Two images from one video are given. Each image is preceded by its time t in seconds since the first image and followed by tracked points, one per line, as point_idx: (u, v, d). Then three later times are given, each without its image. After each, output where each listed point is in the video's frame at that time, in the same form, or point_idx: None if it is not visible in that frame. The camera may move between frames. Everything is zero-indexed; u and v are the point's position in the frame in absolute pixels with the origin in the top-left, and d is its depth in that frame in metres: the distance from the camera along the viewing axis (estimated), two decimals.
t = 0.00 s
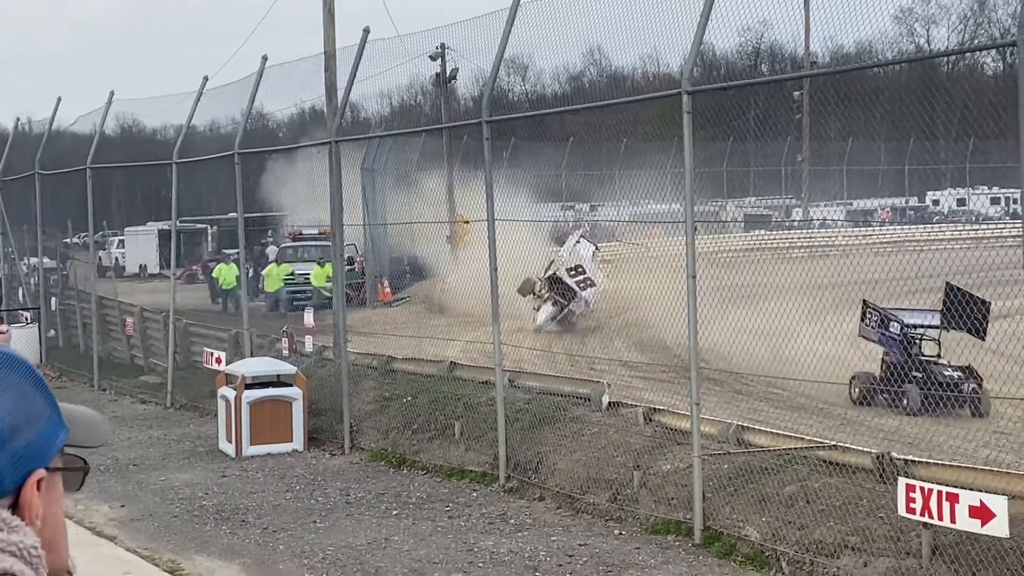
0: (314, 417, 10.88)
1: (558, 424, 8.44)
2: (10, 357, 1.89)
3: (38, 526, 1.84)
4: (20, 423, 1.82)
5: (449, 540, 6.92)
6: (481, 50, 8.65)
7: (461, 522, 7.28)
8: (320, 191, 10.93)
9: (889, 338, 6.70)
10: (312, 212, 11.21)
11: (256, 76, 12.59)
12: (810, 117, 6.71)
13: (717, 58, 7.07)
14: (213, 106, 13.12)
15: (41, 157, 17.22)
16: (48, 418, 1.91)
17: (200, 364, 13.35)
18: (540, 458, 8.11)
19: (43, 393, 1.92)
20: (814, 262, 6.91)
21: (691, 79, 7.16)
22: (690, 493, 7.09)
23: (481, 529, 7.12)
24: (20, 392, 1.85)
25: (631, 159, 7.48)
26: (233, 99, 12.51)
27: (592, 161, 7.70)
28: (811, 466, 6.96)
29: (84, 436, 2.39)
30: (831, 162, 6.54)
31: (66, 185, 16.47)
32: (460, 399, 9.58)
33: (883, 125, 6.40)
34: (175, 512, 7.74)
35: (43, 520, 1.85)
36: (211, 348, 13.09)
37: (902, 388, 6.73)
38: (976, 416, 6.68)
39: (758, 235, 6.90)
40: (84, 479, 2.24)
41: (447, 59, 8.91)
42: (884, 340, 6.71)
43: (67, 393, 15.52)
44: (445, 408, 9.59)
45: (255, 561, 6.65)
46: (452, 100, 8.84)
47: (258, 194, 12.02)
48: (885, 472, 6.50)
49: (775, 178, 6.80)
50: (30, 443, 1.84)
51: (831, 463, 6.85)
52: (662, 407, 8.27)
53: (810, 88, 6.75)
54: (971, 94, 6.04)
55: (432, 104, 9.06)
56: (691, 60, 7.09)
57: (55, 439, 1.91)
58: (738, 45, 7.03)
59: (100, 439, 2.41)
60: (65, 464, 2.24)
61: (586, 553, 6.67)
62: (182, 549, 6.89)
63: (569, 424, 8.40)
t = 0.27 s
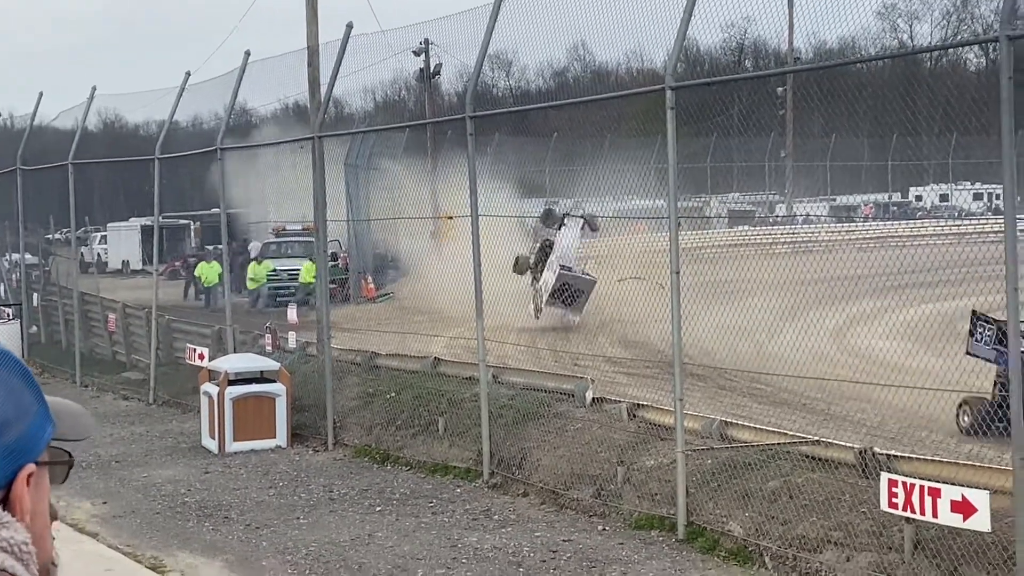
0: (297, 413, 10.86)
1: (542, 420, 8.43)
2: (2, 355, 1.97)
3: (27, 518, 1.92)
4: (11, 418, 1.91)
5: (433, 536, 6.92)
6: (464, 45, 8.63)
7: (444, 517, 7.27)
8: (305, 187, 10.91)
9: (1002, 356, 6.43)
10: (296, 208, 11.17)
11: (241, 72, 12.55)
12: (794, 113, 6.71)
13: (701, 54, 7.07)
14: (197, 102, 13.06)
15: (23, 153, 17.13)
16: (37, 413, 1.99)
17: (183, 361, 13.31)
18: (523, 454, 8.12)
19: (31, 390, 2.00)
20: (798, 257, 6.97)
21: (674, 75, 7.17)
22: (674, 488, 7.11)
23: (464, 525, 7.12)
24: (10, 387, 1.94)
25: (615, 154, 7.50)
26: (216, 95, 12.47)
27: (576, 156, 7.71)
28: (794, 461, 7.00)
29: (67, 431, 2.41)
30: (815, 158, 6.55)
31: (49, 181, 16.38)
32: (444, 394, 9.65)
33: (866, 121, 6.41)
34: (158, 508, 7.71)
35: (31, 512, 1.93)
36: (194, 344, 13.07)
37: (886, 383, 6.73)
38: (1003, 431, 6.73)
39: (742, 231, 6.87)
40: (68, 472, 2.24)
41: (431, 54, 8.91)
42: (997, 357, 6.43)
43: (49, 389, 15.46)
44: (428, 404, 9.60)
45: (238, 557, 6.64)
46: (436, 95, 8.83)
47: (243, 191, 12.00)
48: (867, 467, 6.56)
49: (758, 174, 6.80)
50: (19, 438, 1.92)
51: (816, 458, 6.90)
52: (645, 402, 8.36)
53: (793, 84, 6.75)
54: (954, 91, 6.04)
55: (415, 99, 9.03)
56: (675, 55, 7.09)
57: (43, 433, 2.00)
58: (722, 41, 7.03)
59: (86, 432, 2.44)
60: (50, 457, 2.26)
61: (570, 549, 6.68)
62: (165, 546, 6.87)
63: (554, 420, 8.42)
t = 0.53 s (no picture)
0: (282, 410, 10.85)
1: (525, 416, 8.53)
2: None
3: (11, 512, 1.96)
4: None
5: (417, 533, 6.92)
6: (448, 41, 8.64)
7: (428, 514, 7.28)
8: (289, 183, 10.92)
9: None
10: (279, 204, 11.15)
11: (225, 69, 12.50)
12: (778, 110, 6.72)
13: (685, 51, 7.09)
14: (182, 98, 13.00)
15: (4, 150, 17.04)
16: (20, 408, 2.00)
17: (166, 358, 13.28)
18: (507, 451, 8.17)
19: (12, 382, 2.00)
20: (780, 255, 6.92)
21: (658, 71, 7.19)
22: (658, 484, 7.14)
23: (448, 521, 7.13)
24: None
25: (599, 150, 7.51)
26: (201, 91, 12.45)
27: (561, 152, 7.73)
28: (777, 456, 7.05)
29: (52, 425, 2.41)
30: (798, 155, 6.56)
31: (32, 178, 16.28)
32: (429, 391, 9.63)
33: (850, 118, 6.42)
34: (141, 506, 7.69)
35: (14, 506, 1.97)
36: (177, 342, 13.04)
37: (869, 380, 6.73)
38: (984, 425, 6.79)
39: (726, 228, 6.84)
40: (53, 468, 2.31)
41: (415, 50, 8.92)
42: None
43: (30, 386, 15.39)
44: (413, 401, 9.61)
45: (221, 554, 6.64)
46: (421, 91, 8.84)
47: (226, 187, 11.98)
48: (850, 463, 6.57)
49: (742, 170, 6.79)
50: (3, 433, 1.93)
51: (800, 454, 6.91)
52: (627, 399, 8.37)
53: (777, 81, 6.77)
54: (937, 88, 6.05)
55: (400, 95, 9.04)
56: (659, 52, 7.10)
57: (26, 427, 2.00)
58: (707, 37, 7.04)
59: (69, 426, 2.45)
60: (33, 452, 2.29)
61: (554, 545, 6.69)
62: (148, 543, 6.86)
63: (537, 417, 8.49)
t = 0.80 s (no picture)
0: (265, 407, 10.84)
1: (509, 413, 8.56)
2: None
3: None
4: None
5: (400, 530, 6.91)
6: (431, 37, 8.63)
7: (411, 511, 7.27)
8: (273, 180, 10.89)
9: None
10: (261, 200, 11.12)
11: (207, 64, 12.44)
12: (762, 106, 6.71)
13: (669, 47, 7.06)
14: (164, 93, 12.94)
15: None
16: None
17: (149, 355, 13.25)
18: (491, 447, 8.15)
19: None
20: (764, 250, 6.94)
21: (641, 68, 7.19)
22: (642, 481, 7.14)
23: (432, 518, 7.13)
24: None
25: (582, 146, 7.51)
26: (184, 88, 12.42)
27: (545, 148, 7.73)
28: (760, 452, 7.06)
29: (31, 419, 3.35)
30: (782, 151, 6.56)
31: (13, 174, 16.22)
32: (412, 387, 9.64)
33: (834, 113, 6.42)
34: (123, 503, 7.67)
35: None
36: (160, 338, 13.01)
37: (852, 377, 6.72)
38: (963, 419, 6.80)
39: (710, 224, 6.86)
40: None
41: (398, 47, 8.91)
42: None
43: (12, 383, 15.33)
44: (395, 397, 9.60)
45: (204, 552, 6.62)
46: (403, 88, 8.82)
47: (210, 183, 11.96)
48: (832, 458, 6.62)
49: (726, 167, 6.79)
50: None
51: (781, 449, 6.95)
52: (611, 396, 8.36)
53: (761, 77, 6.76)
54: (921, 84, 6.03)
55: (383, 92, 9.03)
56: (643, 49, 7.10)
57: None
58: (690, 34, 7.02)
59: None
60: None
61: (537, 542, 6.69)
62: (130, 540, 6.84)
63: (521, 414, 8.49)
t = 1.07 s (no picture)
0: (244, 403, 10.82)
1: (489, 409, 8.50)
2: None
3: None
4: None
5: (379, 526, 6.92)
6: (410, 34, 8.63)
7: (390, 507, 7.28)
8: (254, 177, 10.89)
9: None
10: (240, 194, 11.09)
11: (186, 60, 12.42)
12: (742, 102, 6.72)
13: (648, 43, 7.09)
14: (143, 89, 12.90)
15: None
16: None
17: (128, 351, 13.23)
18: (470, 443, 8.16)
19: None
20: (742, 246, 6.94)
21: (620, 65, 7.20)
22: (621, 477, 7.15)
23: (411, 515, 7.14)
24: None
25: (560, 142, 7.52)
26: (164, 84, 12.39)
27: (524, 145, 7.75)
28: (740, 448, 7.06)
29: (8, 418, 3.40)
30: (761, 148, 6.57)
31: None
32: (391, 384, 9.61)
33: (813, 109, 6.43)
34: (101, 500, 7.65)
35: None
36: (140, 335, 12.99)
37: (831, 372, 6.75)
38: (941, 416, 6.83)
39: (688, 220, 6.85)
40: None
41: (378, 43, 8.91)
42: None
43: None
44: (374, 393, 9.61)
45: (182, 548, 6.62)
46: (383, 84, 8.82)
47: (190, 180, 11.94)
48: (811, 454, 6.61)
49: (705, 163, 6.79)
50: None
51: (760, 445, 6.97)
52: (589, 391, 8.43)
53: (740, 73, 6.77)
54: (899, 80, 6.02)
55: (362, 87, 9.03)
56: (622, 44, 7.11)
57: None
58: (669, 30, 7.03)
59: None
60: None
61: (516, 538, 6.69)
62: (109, 537, 6.83)
63: (501, 408, 8.49)
